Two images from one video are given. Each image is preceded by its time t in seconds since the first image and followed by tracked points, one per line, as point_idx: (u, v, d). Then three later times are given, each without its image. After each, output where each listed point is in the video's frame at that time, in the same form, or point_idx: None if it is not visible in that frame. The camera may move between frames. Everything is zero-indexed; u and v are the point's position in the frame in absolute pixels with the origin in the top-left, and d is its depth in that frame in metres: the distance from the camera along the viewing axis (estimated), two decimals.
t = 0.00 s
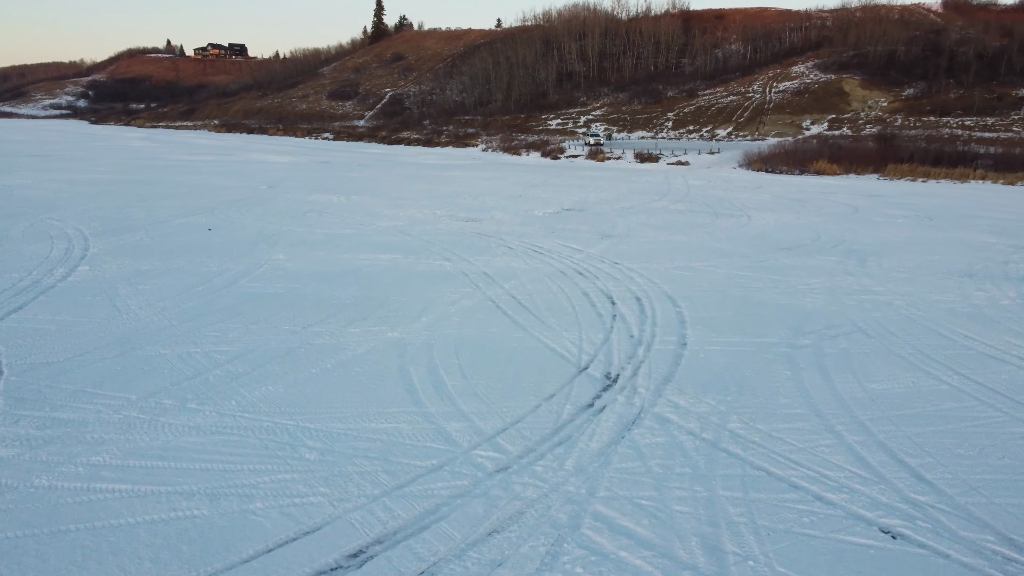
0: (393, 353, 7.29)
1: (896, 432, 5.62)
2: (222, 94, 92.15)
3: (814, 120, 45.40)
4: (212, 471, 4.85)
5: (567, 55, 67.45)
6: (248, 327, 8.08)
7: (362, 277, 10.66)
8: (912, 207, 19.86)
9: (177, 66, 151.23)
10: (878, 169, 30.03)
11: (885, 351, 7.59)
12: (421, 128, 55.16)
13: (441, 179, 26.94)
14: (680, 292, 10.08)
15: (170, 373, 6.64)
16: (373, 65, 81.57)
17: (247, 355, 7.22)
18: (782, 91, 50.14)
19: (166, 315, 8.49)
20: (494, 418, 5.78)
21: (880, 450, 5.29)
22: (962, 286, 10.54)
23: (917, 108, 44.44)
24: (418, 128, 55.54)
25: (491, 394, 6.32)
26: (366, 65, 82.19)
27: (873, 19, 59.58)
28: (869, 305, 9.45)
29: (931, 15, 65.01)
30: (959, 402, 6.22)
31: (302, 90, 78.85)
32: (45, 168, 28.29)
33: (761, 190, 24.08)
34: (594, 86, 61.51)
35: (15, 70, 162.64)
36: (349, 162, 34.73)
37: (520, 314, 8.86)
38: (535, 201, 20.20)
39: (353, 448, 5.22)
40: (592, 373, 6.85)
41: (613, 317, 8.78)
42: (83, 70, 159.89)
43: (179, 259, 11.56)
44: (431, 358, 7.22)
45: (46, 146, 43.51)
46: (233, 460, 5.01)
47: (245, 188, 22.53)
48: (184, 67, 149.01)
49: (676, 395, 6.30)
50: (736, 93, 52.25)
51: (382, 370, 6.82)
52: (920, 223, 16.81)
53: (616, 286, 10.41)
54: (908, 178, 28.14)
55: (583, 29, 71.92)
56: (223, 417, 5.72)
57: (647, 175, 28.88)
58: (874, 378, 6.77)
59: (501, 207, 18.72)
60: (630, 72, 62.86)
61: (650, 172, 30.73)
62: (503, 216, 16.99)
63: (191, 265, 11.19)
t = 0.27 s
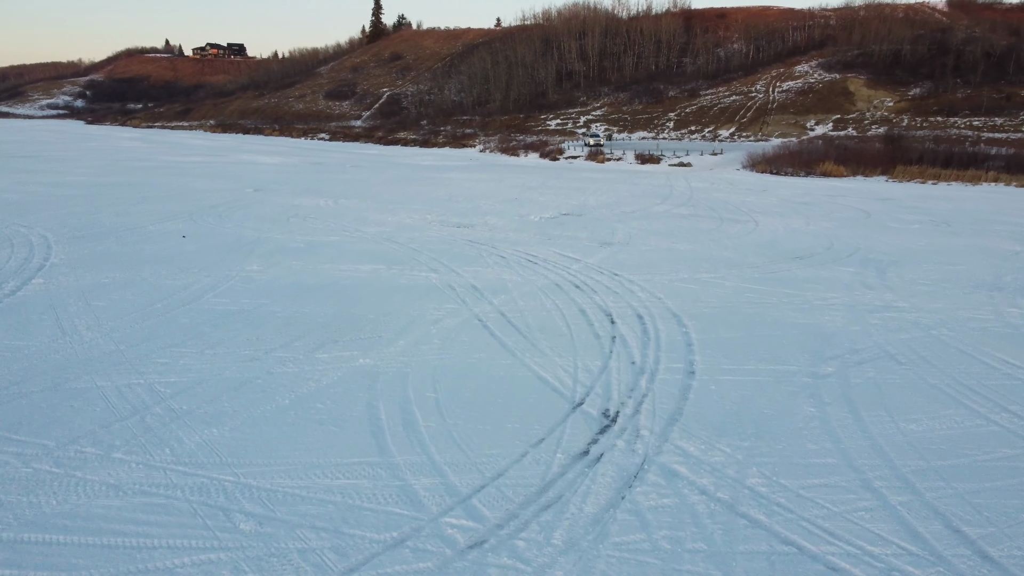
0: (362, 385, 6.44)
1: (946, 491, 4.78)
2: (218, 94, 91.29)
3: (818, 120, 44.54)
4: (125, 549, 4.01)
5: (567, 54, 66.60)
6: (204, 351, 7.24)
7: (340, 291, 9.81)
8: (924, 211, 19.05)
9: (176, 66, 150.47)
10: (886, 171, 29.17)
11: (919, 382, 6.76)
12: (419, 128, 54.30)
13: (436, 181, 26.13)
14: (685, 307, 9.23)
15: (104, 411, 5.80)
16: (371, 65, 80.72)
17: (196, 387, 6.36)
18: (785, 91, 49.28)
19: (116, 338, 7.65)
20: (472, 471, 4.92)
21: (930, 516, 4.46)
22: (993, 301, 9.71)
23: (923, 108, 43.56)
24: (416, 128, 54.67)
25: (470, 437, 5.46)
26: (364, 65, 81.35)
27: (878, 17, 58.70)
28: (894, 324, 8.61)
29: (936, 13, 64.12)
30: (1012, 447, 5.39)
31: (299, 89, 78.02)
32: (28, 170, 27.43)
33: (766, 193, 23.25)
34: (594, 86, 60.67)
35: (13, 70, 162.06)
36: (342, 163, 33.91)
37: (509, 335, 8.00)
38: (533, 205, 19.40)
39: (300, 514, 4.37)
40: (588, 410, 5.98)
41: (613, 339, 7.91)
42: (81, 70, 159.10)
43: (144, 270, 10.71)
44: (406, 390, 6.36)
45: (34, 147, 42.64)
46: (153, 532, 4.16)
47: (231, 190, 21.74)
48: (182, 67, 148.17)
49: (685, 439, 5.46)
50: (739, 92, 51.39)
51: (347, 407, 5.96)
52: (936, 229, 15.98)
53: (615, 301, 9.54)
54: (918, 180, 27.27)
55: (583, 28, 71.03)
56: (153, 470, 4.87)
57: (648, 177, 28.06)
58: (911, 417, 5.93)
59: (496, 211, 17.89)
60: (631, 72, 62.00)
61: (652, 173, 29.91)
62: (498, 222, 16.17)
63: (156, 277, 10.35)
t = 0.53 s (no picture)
0: (321, 427, 5.57)
1: (1015, 574, 3.95)
2: (215, 94, 90.46)
3: (822, 120, 43.67)
4: None
5: (567, 53, 65.76)
6: (148, 384, 6.40)
7: (313, 308, 8.95)
8: (939, 216, 18.22)
9: (174, 66, 149.74)
10: (895, 173, 28.29)
11: (961, 421, 5.91)
12: (416, 129, 53.47)
13: (430, 183, 25.32)
14: (691, 327, 8.37)
15: (15, 462, 4.96)
16: (369, 65, 79.87)
17: (131, 429, 5.51)
18: (789, 90, 48.44)
19: (52, 366, 6.82)
20: (439, 547, 4.05)
21: None
22: None
23: (930, 107, 42.69)
24: (413, 129, 53.86)
25: (440, 499, 4.59)
26: (362, 64, 80.56)
27: (882, 16, 57.83)
28: (924, 347, 7.77)
29: (942, 12, 63.20)
30: None
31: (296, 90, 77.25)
32: (10, 172, 26.66)
33: (772, 196, 22.42)
34: (594, 86, 59.83)
35: (12, 71, 161.60)
36: (335, 165, 33.09)
37: (495, 362, 7.13)
38: (529, 209, 18.57)
39: None
40: (581, 460, 5.11)
41: (612, 367, 7.04)
42: (79, 70, 158.35)
43: (102, 285, 9.88)
44: (372, 433, 5.49)
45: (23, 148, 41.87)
46: None
47: (216, 194, 20.93)
48: (180, 67, 147.40)
49: (696, 500, 4.60)
50: (741, 92, 50.54)
51: (300, 457, 5.10)
52: (954, 236, 15.14)
53: (614, 320, 8.68)
54: (928, 183, 26.39)
55: (583, 27, 70.15)
56: (52, 548, 4.02)
57: (649, 179, 27.24)
58: (959, 469, 5.09)
59: (490, 216, 17.07)
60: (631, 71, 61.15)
61: (653, 176, 29.10)
62: (492, 228, 15.33)
63: (114, 293, 9.52)
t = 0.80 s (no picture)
0: (266, 486, 4.70)
1: None
2: (211, 94, 89.62)
3: (827, 121, 42.80)
4: None
5: (567, 53, 64.94)
6: (71, 427, 5.52)
7: (280, 329, 8.10)
8: (954, 221, 17.37)
9: (172, 66, 149.01)
10: (904, 175, 27.41)
11: (1020, 474, 5.04)
12: (413, 129, 52.66)
13: (423, 186, 24.48)
14: (698, 352, 7.49)
15: None
16: (367, 65, 79.03)
17: (40, 488, 4.65)
18: (792, 90, 47.57)
19: None
20: None
21: None
22: None
23: (937, 108, 41.82)
24: (410, 129, 53.05)
25: None
26: (359, 64, 79.82)
27: (887, 15, 56.96)
28: (963, 376, 6.91)
29: (947, 10, 62.27)
30: None
31: (292, 90, 76.49)
32: None
33: (778, 199, 21.57)
34: (594, 86, 58.97)
35: (10, 70, 161.12)
36: (327, 166, 32.19)
37: (475, 397, 6.25)
38: (524, 214, 17.71)
39: None
40: (574, 532, 4.25)
41: (610, 403, 6.16)
42: (77, 70, 157.60)
43: (52, 301, 9.06)
44: (323, 495, 4.62)
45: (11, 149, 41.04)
46: None
47: (198, 198, 20.07)
48: (178, 67, 146.59)
49: None
50: (744, 92, 49.66)
51: (234, 529, 4.23)
52: (974, 243, 14.30)
53: (613, 343, 7.79)
54: (940, 185, 25.51)
55: (583, 26, 69.27)
56: None
57: (650, 182, 26.38)
58: None
59: (484, 222, 16.24)
60: (632, 71, 60.30)
61: (654, 178, 28.24)
62: (484, 235, 14.47)
63: (63, 311, 8.70)
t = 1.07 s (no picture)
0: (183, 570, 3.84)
1: None
2: (208, 95, 88.88)
3: (832, 121, 41.93)
4: None
5: (566, 52, 64.12)
6: None
7: (239, 355, 7.26)
8: (972, 227, 16.47)
9: (171, 66, 148.37)
10: (914, 178, 26.55)
11: None
12: (409, 130, 51.87)
13: (416, 189, 23.63)
14: (708, 385, 6.61)
15: None
16: (364, 65, 78.25)
17: None
18: (796, 90, 46.72)
19: None
20: None
21: None
22: None
23: (944, 108, 40.95)
24: (406, 130, 52.24)
25: None
26: (356, 64, 79.04)
27: (892, 13, 56.08)
28: (1010, 413, 6.04)
29: (953, 9, 61.34)
30: None
31: (288, 90, 75.72)
32: None
33: (785, 203, 20.73)
34: (594, 86, 58.12)
35: (8, 70, 160.52)
36: (319, 168, 31.35)
37: (450, 445, 5.36)
38: (520, 220, 16.86)
39: None
40: None
41: (606, 450, 5.29)
42: (75, 70, 157.00)
43: None
44: None
45: None
46: None
47: (179, 201, 19.22)
48: (176, 67, 145.85)
49: None
50: (746, 92, 48.79)
51: None
52: (997, 252, 13.44)
53: (610, 373, 6.90)
54: (951, 188, 24.65)
55: (583, 26, 68.42)
56: None
57: (651, 185, 25.51)
58: None
59: (476, 228, 15.42)
60: (632, 70, 59.45)
61: (655, 180, 27.35)
62: (475, 244, 13.61)
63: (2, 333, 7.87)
